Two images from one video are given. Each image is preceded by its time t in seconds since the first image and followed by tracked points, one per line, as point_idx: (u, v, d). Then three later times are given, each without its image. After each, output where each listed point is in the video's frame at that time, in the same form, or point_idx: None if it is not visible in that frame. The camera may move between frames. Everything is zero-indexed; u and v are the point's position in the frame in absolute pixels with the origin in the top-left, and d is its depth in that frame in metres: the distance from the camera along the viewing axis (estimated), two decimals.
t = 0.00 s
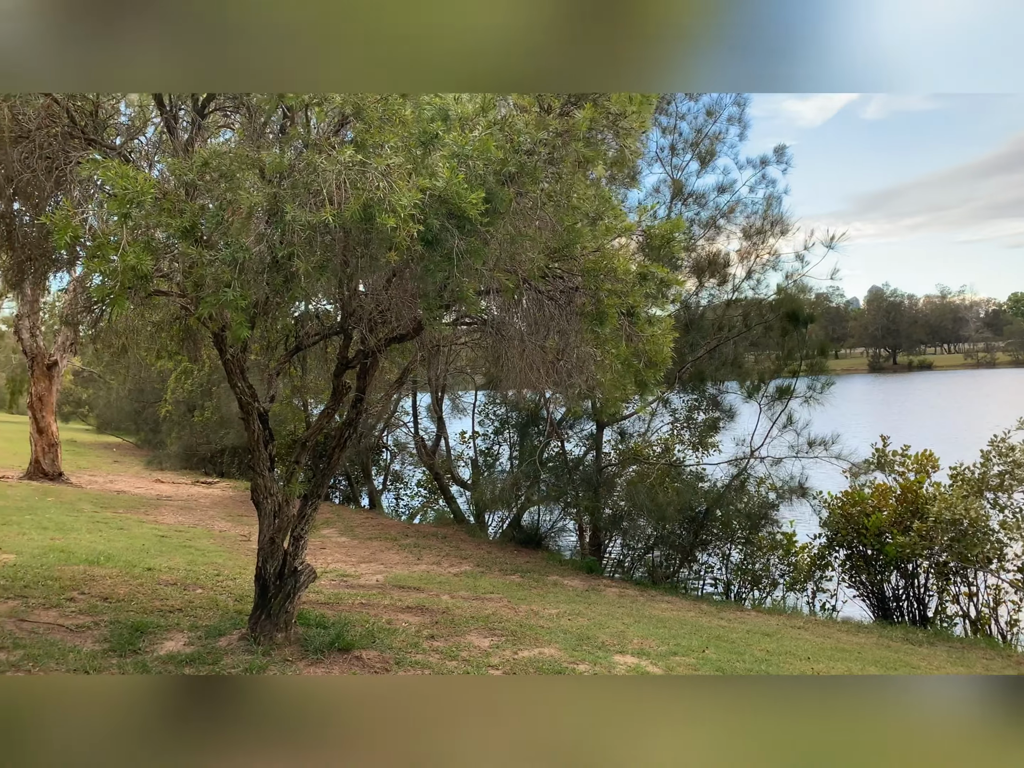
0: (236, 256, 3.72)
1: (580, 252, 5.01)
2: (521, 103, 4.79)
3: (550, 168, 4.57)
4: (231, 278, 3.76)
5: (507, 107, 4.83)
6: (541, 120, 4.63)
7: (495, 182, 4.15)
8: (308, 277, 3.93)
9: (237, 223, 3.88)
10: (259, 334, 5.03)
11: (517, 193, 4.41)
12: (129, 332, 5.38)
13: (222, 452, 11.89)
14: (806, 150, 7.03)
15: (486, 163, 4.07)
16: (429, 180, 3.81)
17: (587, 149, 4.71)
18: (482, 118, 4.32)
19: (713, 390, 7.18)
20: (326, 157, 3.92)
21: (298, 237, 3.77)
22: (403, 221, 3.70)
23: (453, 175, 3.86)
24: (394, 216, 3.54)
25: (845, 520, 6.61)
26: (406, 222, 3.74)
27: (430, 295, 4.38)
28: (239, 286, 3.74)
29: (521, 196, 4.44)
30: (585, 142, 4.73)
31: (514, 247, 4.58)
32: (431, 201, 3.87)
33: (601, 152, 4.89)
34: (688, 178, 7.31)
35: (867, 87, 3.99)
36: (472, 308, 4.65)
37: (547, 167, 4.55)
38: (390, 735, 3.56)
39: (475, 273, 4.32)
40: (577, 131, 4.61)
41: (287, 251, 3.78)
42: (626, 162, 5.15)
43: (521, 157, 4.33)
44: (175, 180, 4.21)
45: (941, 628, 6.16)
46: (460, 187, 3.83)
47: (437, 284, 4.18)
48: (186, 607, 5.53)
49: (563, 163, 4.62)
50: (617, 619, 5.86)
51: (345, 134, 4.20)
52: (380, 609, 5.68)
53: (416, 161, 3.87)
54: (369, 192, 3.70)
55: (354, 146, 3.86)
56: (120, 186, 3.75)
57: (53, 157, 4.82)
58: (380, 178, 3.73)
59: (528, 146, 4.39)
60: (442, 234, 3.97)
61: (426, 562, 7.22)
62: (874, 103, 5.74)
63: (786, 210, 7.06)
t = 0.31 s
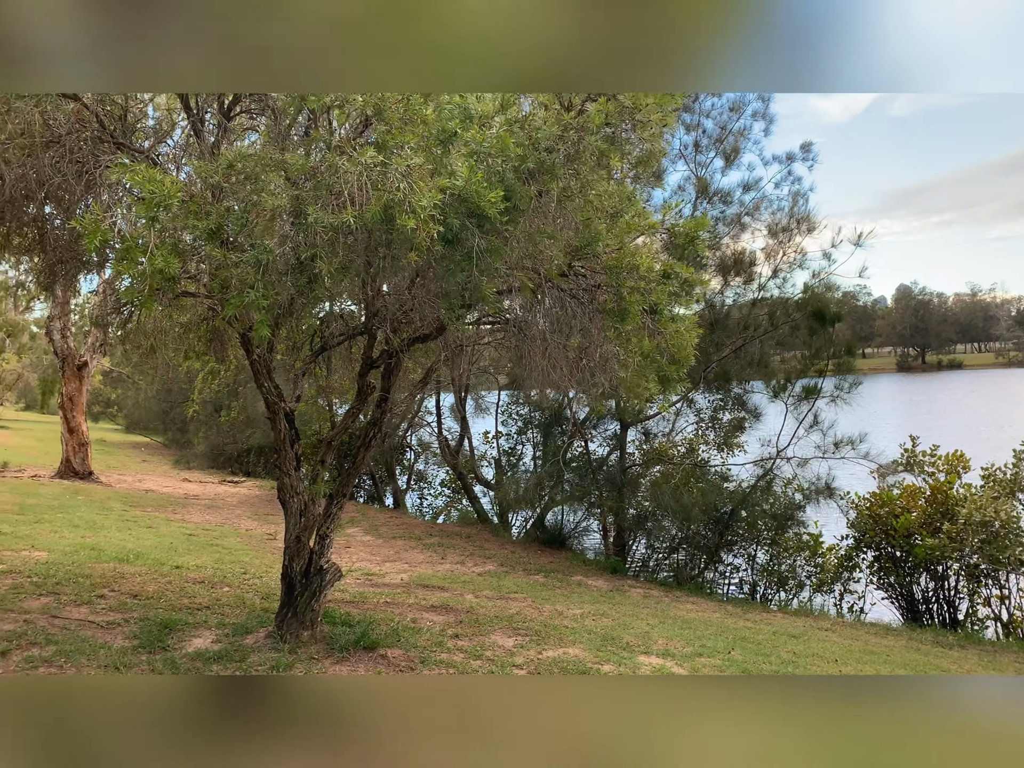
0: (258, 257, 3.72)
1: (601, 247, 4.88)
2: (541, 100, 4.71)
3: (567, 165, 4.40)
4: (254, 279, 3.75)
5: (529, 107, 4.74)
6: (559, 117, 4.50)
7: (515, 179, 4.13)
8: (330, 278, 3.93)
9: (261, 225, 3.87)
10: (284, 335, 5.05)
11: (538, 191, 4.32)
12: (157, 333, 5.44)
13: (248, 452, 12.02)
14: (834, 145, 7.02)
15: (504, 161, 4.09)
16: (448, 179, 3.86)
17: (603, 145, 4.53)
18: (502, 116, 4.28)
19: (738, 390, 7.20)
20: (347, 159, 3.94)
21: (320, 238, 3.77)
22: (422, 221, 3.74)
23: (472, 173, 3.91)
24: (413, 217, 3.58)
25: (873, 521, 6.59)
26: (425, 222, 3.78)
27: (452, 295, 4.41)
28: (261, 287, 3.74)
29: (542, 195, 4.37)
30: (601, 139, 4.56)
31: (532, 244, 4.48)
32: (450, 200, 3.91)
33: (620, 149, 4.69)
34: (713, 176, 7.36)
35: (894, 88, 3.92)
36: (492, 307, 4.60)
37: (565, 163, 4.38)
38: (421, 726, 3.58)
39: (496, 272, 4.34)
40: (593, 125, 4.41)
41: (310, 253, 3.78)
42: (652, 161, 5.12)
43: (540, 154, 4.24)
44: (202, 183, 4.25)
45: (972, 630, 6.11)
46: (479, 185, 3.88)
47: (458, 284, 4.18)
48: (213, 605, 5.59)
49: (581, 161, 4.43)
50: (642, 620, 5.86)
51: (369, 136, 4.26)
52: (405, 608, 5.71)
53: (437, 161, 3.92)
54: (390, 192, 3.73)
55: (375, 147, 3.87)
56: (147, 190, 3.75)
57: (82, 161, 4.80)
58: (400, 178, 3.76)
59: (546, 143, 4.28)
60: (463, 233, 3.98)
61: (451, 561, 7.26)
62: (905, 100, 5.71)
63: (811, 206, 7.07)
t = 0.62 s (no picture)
0: (283, 256, 3.78)
1: (626, 246, 4.84)
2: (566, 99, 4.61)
3: (593, 163, 4.40)
4: (279, 278, 3.79)
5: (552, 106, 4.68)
6: (584, 115, 4.47)
7: (538, 177, 4.09)
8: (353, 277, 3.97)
9: (285, 224, 3.91)
10: (309, 335, 5.09)
11: (562, 189, 4.31)
12: (186, 333, 5.51)
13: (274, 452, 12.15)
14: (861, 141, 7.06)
15: (526, 160, 4.02)
16: (469, 177, 3.80)
17: (629, 143, 4.49)
18: (525, 116, 4.17)
19: (764, 390, 7.33)
20: (371, 159, 3.98)
21: (343, 237, 3.83)
22: (442, 219, 3.68)
23: (492, 169, 3.84)
24: (433, 215, 3.53)
25: (901, 522, 6.63)
26: (446, 220, 3.71)
27: (472, 292, 4.40)
28: (287, 286, 3.77)
29: (566, 193, 4.35)
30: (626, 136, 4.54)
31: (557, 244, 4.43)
32: (471, 197, 3.86)
33: (645, 146, 4.68)
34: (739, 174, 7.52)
35: (922, 88, 3.88)
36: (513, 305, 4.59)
37: (590, 161, 4.38)
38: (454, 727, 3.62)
39: (519, 271, 4.34)
40: (619, 123, 4.41)
41: (332, 251, 3.85)
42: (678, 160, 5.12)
43: (564, 153, 4.22)
44: (227, 183, 4.15)
45: (1003, 633, 6.08)
46: (499, 182, 3.82)
47: (478, 281, 4.18)
48: (240, 603, 5.65)
49: (609, 156, 4.42)
50: (667, 620, 5.85)
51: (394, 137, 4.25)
52: (429, 607, 5.73)
53: (458, 158, 3.84)
54: (411, 190, 3.68)
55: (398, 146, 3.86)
56: (172, 191, 3.71)
57: (112, 165, 4.83)
58: (422, 176, 3.71)
59: (572, 142, 4.26)
60: (484, 229, 3.96)
61: (474, 561, 7.30)
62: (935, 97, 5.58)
63: (839, 204, 7.14)
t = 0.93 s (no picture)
0: (310, 257, 3.79)
1: (650, 246, 4.81)
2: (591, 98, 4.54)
3: (620, 162, 4.37)
4: (306, 279, 3.80)
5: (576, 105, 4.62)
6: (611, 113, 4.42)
7: (564, 176, 4.07)
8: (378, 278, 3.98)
9: (310, 225, 3.91)
10: (333, 336, 5.10)
11: (587, 188, 4.25)
12: (212, 334, 5.55)
13: (298, 452, 12.25)
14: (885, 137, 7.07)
15: (553, 159, 4.02)
16: (495, 176, 3.80)
17: (658, 141, 4.46)
18: (551, 115, 4.14)
19: (789, 390, 7.32)
20: (395, 159, 3.95)
21: (368, 237, 3.77)
22: (468, 218, 3.69)
23: (518, 168, 3.84)
24: (458, 213, 3.54)
25: (930, 524, 6.49)
26: (472, 218, 3.72)
27: (498, 291, 4.34)
28: (314, 286, 3.78)
29: (591, 192, 4.28)
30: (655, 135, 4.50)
31: (582, 243, 4.41)
32: (497, 197, 3.88)
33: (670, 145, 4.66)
34: (763, 173, 7.54)
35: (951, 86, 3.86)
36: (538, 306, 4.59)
37: (617, 159, 4.35)
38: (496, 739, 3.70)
39: (544, 271, 4.32)
40: (648, 122, 4.31)
41: (359, 250, 3.80)
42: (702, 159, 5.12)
43: (590, 152, 4.17)
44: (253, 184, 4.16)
45: None
46: (525, 182, 3.82)
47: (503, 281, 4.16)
48: (265, 602, 5.70)
49: (634, 154, 4.36)
50: (691, 622, 5.84)
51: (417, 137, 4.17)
52: (452, 606, 5.76)
53: (484, 157, 3.85)
54: (437, 190, 3.68)
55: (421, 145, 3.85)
56: (199, 192, 3.71)
57: (140, 167, 4.82)
58: (447, 176, 3.70)
59: (599, 140, 4.22)
60: (509, 229, 3.96)
61: (497, 561, 7.33)
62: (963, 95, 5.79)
63: (864, 201, 7.12)
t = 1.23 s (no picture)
0: (337, 255, 3.76)
1: (674, 245, 4.78)
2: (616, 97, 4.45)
3: (647, 161, 4.36)
4: (332, 277, 3.79)
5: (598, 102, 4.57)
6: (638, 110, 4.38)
7: (591, 176, 4.04)
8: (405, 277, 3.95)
9: (338, 225, 3.91)
10: (356, 335, 5.11)
11: (613, 187, 4.21)
12: (237, 333, 5.56)
13: (320, 452, 12.35)
14: (909, 136, 7.10)
15: (580, 158, 3.99)
16: (523, 176, 3.81)
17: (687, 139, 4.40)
18: (576, 114, 4.12)
19: (813, 389, 7.24)
20: (423, 159, 3.95)
21: (399, 236, 3.83)
22: (500, 217, 3.70)
23: (547, 169, 3.86)
24: (490, 212, 3.55)
25: (957, 526, 6.43)
26: (503, 217, 3.73)
27: (525, 291, 4.35)
28: (341, 284, 3.77)
29: (616, 190, 4.24)
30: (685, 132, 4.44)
31: (607, 241, 4.36)
32: (524, 197, 3.88)
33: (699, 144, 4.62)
34: (786, 171, 7.51)
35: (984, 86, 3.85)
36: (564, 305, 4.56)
37: (644, 159, 4.32)
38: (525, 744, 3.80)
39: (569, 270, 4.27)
40: (678, 120, 4.31)
41: (388, 251, 3.83)
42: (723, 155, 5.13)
43: (616, 150, 4.13)
44: (279, 185, 4.20)
45: None
46: (554, 181, 3.84)
47: (531, 280, 4.20)
48: (288, 600, 5.75)
49: (660, 154, 4.39)
50: (713, 624, 5.82)
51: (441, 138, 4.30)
52: (474, 606, 5.77)
53: (511, 158, 3.84)
54: (466, 190, 3.68)
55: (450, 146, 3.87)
56: (228, 193, 3.72)
57: (167, 169, 4.86)
58: (475, 176, 3.73)
59: (624, 139, 4.19)
60: (537, 229, 3.96)
61: (518, 561, 7.35)
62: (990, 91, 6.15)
63: (891, 200, 7.10)
